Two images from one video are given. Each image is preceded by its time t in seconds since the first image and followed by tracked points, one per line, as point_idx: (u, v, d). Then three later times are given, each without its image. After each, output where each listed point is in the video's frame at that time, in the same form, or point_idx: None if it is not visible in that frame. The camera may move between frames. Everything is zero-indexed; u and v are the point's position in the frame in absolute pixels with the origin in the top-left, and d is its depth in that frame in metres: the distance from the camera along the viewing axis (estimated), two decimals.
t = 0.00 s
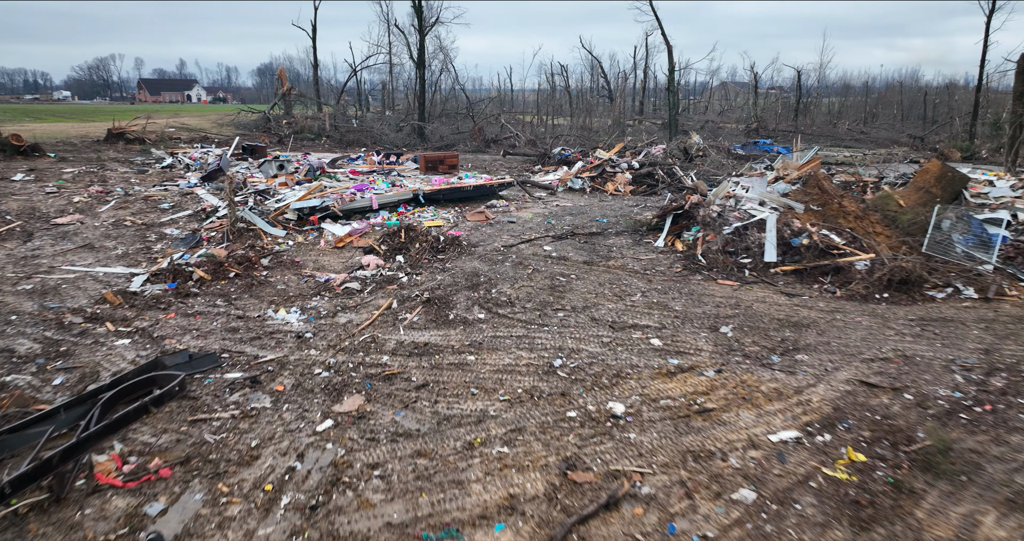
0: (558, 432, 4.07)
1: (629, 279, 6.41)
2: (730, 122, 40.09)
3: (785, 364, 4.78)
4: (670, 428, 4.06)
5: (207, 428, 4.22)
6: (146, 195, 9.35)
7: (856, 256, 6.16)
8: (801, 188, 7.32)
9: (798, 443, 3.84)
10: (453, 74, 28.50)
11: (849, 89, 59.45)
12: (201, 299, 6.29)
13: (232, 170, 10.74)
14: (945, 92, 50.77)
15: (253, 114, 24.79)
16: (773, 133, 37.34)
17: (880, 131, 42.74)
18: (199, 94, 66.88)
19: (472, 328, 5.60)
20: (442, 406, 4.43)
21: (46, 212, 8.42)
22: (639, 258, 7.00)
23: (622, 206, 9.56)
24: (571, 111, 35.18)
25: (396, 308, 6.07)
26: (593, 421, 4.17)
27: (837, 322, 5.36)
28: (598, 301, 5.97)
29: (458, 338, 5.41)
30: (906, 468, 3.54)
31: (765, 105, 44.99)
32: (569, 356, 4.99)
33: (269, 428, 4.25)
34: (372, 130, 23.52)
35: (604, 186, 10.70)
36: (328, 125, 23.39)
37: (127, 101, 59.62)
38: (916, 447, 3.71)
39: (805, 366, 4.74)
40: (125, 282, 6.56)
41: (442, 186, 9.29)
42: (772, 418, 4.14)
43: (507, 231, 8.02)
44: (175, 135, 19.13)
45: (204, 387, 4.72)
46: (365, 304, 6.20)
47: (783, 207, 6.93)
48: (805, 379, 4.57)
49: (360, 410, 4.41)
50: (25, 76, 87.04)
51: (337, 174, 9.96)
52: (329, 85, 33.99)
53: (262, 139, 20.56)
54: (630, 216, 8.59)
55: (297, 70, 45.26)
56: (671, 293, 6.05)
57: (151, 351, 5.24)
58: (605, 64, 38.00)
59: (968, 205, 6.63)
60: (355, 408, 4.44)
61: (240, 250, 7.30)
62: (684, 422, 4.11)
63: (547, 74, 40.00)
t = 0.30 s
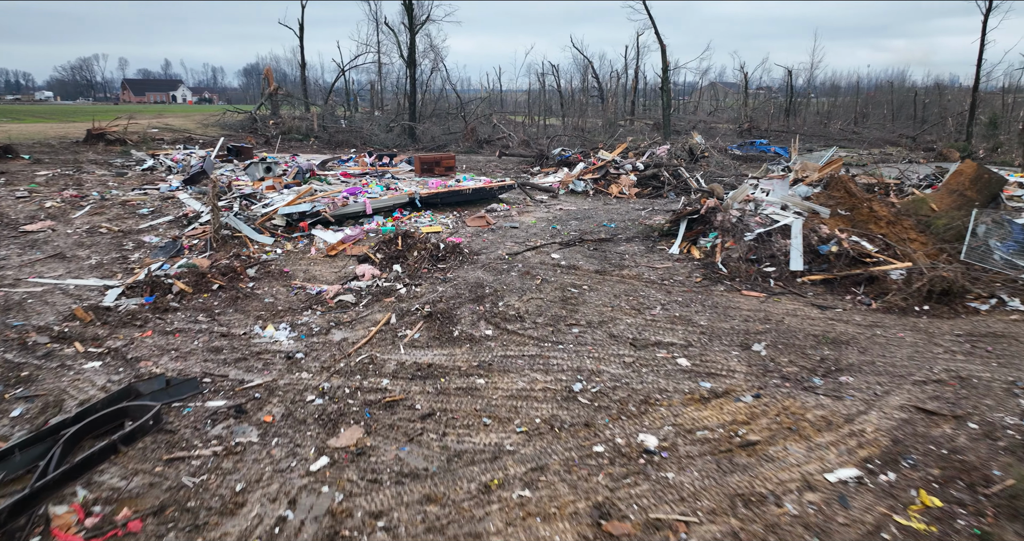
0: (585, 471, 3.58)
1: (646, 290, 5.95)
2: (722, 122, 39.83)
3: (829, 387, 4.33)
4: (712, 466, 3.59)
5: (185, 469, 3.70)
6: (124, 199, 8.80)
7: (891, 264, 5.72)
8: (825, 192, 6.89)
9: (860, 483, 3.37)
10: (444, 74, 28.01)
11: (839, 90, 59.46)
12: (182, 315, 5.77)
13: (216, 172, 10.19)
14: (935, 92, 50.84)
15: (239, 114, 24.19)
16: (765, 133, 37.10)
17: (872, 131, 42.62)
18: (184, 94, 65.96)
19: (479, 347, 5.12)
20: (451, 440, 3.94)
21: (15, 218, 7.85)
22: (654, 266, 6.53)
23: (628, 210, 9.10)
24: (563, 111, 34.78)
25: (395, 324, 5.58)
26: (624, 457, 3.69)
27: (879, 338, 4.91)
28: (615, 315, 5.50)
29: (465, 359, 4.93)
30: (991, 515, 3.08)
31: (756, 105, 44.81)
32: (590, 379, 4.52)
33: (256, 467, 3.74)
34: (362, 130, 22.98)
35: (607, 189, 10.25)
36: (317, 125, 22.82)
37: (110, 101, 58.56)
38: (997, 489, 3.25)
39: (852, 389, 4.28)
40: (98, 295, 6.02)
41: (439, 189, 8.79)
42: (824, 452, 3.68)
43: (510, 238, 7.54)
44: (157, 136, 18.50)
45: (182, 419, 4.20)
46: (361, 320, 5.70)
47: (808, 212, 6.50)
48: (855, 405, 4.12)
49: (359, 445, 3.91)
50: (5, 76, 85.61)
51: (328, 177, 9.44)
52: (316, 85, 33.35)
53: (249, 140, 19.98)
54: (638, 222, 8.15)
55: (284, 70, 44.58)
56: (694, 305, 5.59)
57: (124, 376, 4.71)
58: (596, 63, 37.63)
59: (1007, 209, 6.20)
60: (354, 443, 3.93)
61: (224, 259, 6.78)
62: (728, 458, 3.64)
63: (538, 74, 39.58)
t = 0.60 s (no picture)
0: (619, 518, 3.13)
1: (663, 302, 5.52)
2: (710, 122, 39.62)
3: (879, 413, 3.91)
4: (763, 510, 3.15)
5: (157, 519, 3.20)
6: (97, 204, 8.24)
7: (925, 273, 5.33)
8: (846, 195, 6.50)
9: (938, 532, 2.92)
10: (431, 73, 27.51)
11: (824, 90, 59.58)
12: (158, 332, 5.27)
13: (196, 175, 9.65)
14: (921, 92, 51.03)
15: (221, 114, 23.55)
16: (754, 133, 36.93)
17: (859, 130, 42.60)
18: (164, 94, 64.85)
19: (486, 368, 4.67)
20: (462, 480, 3.48)
21: None
22: (669, 275, 6.11)
23: (632, 214, 8.69)
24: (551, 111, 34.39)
25: (392, 341, 5.11)
26: (661, 501, 3.24)
27: (922, 355, 4.51)
28: (632, 331, 5.07)
29: (471, 382, 4.48)
30: None
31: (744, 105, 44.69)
32: (612, 405, 4.08)
33: (239, 515, 3.25)
34: (347, 130, 22.43)
35: (608, 191, 9.83)
36: (301, 125, 22.23)
37: (88, 101, 57.36)
38: None
39: (904, 415, 3.87)
40: (64, 311, 5.49)
41: (434, 192, 8.33)
42: (886, 492, 3.25)
43: (512, 245, 7.10)
44: (135, 136, 17.84)
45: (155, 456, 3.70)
46: (355, 337, 5.23)
47: (831, 216, 6.11)
48: (911, 433, 3.70)
49: (358, 487, 3.44)
50: None
51: (316, 179, 8.94)
52: (300, 84, 32.67)
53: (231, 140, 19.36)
54: (645, 227, 7.74)
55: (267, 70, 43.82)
56: (717, 320, 5.17)
57: (91, 405, 4.20)
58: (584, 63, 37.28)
59: None
60: (352, 485, 3.46)
61: (205, 270, 6.27)
62: (780, 501, 3.20)
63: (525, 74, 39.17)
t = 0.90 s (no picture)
0: None
1: (685, 315, 5.13)
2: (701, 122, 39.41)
3: (941, 443, 3.52)
4: None
5: None
6: (72, 209, 7.73)
7: (967, 283, 4.94)
8: (873, 199, 6.14)
9: None
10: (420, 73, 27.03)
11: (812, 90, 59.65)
12: (136, 352, 4.80)
13: (178, 178, 9.15)
14: (908, 92, 51.14)
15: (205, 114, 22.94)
16: (745, 133, 36.74)
17: (848, 130, 42.56)
18: (147, 94, 63.79)
19: (499, 393, 4.25)
20: (483, 528, 3.05)
21: None
22: (688, 285, 5.72)
23: (639, 218, 8.30)
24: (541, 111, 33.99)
25: (395, 361, 4.68)
26: None
27: (976, 374, 4.13)
28: (656, 348, 4.67)
29: (485, 409, 4.06)
30: None
31: (733, 105, 44.53)
32: (644, 436, 3.68)
33: None
34: (335, 130, 21.91)
35: (612, 193, 9.44)
36: (287, 126, 21.68)
37: (69, 101, 56.25)
38: None
39: (970, 445, 3.48)
40: (33, 328, 5.01)
41: (432, 196, 7.89)
42: (968, 539, 2.85)
43: (517, 252, 6.68)
44: (115, 137, 17.23)
45: (131, 502, 3.24)
46: (353, 356, 4.79)
47: (858, 222, 5.75)
48: (981, 467, 3.30)
49: (363, 538, 3.00)
50: None
51: (306, 182, 8.48)
52: (286, 83, 32.04)
53: (215, 141, 18.79)
54: (655, 233, 7.36)
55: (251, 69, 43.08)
56: (746, 335, 4.78)
57: (58, 440, 3.73)
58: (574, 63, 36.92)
59: None
60: (355, 535, 3.02)
61: (188, 282, 5.81)
62: None
63: (514, 73, 38.74)
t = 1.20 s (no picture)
0: None
1: (713, 329, 4.76)
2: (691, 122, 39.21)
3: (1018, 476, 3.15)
4: None
5: None
6: (47, 214, 7.25)
7: (1015, 293, 4.57)
8: (902, 202, 5.81)
9: None
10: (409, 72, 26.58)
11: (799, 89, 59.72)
12: (115, 374, 4.36)
13: (161, 181, 8.67)
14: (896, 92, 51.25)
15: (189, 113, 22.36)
16: (735, 132, 36.57)
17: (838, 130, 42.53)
18: (129, 93, 62.78)
19: (518, 419, 3.86)
20: None
21: None
22: (712, 295, 5.35)
23: (648, 222, 7.93)
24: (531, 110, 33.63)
25: (401, 383, 4.28)
26: None
27: None
28: (685, 367, 4.29)
29: (504, 438, 3.66)
30: None
31: (723, 105, 44.40)
32: (686, 471, 3.29)
33: None
34: (324, 130, 21.41)
35: (617, 196, 9.07)
36: (274, 126, 21.16)
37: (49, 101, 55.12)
38: None
39: None
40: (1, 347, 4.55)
41: (431, 199, 7.49)
42: None
43: (525, 259, 6.30)
44: (95, 137, 16.65)
45: None
46: (355, 377, 4.38)
47: (891, 226, 5.41)
48: None
49: None
50: None
51: (297, 184, 8.04)
52: (271, 83, 31.43)
53: (200, 141, 18.24)
54: (668, 238, 7.00)
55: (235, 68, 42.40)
56: (782, 352, 4.42)
57: (24, 480, 3.28)
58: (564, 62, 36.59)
59: None
60: None
61: (172, 294, 5.37)
62: None
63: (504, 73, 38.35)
